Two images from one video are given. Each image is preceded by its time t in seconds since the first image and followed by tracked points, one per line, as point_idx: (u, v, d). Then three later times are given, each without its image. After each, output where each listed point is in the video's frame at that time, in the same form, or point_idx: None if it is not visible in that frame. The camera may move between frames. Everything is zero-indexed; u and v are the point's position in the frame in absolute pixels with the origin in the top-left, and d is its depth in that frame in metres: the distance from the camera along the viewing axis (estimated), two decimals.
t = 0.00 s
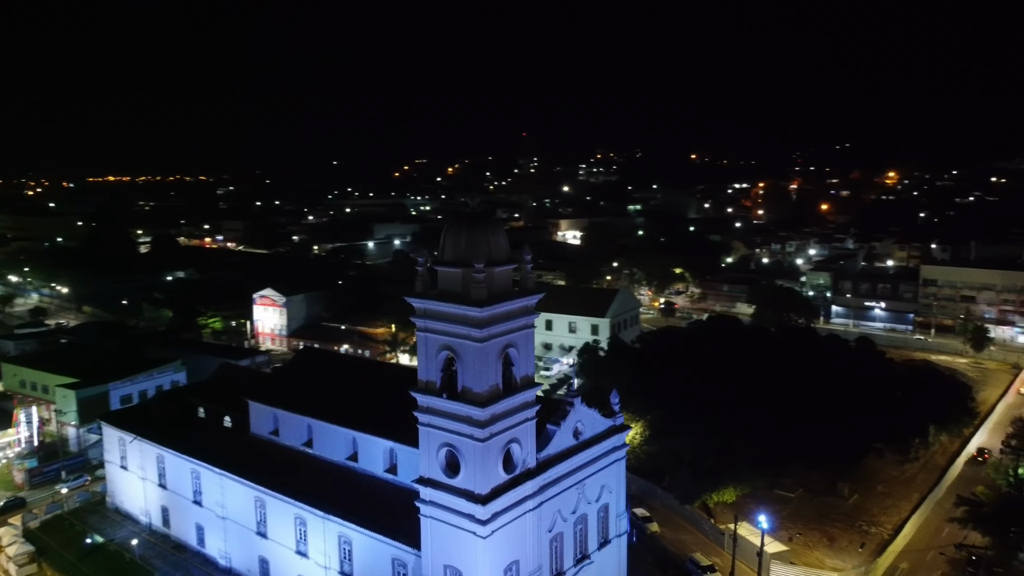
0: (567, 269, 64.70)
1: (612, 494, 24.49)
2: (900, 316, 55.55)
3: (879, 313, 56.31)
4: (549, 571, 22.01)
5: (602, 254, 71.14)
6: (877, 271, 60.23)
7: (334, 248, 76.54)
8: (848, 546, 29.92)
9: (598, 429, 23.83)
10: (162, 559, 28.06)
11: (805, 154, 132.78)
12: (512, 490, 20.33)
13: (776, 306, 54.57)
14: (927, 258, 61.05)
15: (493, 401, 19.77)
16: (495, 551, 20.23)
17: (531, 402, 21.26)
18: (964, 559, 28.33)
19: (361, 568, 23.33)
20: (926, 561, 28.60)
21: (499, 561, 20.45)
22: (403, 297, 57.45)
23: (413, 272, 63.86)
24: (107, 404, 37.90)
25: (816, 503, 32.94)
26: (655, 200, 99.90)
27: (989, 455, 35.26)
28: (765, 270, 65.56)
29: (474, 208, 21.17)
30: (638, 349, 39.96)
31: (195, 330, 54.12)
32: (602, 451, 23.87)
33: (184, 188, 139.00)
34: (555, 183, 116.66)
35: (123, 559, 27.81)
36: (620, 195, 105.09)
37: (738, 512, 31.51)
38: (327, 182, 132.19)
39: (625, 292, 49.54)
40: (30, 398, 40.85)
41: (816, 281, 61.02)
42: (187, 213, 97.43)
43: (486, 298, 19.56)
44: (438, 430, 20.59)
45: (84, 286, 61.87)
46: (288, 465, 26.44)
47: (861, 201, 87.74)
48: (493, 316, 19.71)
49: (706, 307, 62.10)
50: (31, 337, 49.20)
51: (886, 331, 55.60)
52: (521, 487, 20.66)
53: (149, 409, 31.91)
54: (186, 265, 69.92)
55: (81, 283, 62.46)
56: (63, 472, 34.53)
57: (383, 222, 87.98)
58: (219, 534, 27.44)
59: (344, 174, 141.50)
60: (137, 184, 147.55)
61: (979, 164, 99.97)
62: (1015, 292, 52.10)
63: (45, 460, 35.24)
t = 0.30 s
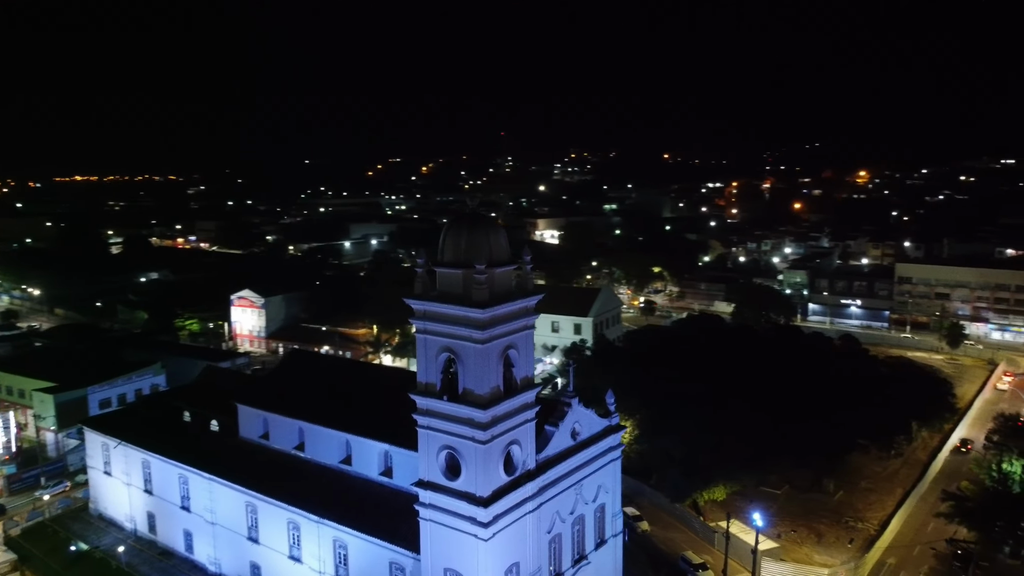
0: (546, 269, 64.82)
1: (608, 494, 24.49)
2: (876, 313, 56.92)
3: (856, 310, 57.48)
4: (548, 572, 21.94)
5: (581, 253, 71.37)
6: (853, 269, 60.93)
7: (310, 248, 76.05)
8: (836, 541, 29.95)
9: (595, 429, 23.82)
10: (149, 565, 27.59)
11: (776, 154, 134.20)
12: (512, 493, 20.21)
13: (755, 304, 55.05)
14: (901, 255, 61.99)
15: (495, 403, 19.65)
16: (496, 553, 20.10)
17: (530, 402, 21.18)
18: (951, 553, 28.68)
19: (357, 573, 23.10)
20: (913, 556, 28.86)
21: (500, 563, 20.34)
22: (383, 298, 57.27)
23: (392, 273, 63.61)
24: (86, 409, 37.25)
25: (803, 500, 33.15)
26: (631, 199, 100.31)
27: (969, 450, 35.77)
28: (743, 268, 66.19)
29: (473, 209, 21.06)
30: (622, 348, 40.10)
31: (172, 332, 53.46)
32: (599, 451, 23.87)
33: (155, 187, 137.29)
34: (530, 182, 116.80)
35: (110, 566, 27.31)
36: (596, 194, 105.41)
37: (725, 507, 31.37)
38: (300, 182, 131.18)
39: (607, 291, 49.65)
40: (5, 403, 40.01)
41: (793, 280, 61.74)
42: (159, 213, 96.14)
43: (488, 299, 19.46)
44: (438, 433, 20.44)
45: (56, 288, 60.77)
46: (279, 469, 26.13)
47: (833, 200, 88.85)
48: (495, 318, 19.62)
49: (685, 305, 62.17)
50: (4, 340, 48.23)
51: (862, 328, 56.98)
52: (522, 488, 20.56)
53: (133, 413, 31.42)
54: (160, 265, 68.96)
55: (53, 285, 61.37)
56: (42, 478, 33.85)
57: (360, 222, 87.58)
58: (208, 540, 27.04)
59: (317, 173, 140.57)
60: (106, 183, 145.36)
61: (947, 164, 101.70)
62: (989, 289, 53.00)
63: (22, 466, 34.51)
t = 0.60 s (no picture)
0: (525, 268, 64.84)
1: (604, 494, 24.50)
2: (851, 310, 57.49)
3: (832, 308, 58.08)
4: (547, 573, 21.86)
5: (559, 251, 71.47)
6: (828, 267, 61.55)
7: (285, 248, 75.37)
8: (824, 537, 29.92)
9: (591, 429, 23.82)
10: (136, 573, 27.09)
11: (746, 153, 135.50)
12: (513, 495, 20.09)
13: (733, 302, 55.47)
14: (874, 253, 62.89)
15: (496, 405, 19.52)
16: (497, 556, 19.97)
17: (530, 404, 21.09)
18: (938, 547, 28.88)
19: None
20: (900, 551, 29.17)
21: (501, 566, 20.21)
22: (363, 298, 56.92)
23: (371, 274, 63.18)
24: (63, 415, 36.48)
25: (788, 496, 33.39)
26: (606, 198, 100.62)
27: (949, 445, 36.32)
28: (719, 267, 66.72)
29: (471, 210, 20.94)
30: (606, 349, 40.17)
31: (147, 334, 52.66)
32: (595, 452, 23.87)
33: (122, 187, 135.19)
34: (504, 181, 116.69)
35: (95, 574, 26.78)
36: (572, 193, 105.60)
37: (714, 506, 31.41)
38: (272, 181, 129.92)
39: (589, 291, 49.65)
40: None
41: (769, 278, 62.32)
42: (129, 213, 94.60)
43: (489, 300, 19.34)
44: (438, 435, 20.26)
45: (26, 290, 59.53)
46: (270, 473, 25.80)
47: (806, 199, 89.84)
48: (496, 319, 19.50)
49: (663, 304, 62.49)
50: None
51: (838, 325, 57.41)
52: (522, 490, 20.46)
53: (116, 418, 30.86)
54: (133, 267, 67.86)
55: (23, 287, 60.12)
56: (20, 485, 33.09)
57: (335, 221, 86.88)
58: (196, 546, 26.62)
59: (289, 173, 139.38)
60: (72, 183, 142.79)
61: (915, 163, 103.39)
62: (962, 287, 54.02)
63: None
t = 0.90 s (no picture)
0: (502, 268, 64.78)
1: (600, 495, 24.50)
2: (827, 308, 58.13)
3: (807, 306, 58.64)
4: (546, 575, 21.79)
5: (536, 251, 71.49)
6: (802, 266, 62.14)
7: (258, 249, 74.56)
8: (811, 534, 30.12)
9: (587, 430, 23.78)
10: None
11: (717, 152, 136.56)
12: (514, 497, 19.98)
13: (712, 301, 55.83)
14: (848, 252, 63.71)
15: (497, 407, 19.39)
16: (498, 559, 19.84)
17: (529, 405, 20.99)
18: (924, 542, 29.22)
19: None
20: (886, 546, 29.46)
21: (502, 569, 20.09)
22: (341, 300, 56.43)
23: (347, 275, 62.66)
24: (39, 421, 35.64)
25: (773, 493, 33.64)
26: (580, 197, 100.89)
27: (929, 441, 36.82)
28: (695, 266, 67.17)
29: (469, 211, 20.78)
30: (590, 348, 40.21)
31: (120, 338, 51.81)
32: (591, 452, 23.84)
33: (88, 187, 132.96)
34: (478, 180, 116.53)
35: None
36: (546, 193, 105.69)
37: (701, 505, 31.53)
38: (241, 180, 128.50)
39: (571, 290, 49.59)
40: None
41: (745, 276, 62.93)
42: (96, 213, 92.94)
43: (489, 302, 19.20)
44: (437, 439, 20.06)
45: None
46: (261, 478, 25.43)
47: (777, 198, 90.79)
48: (497, 320, 19.37)
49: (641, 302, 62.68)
50: None
51: (813, 324, 58.15)
52: (523, 492, 20.35)
53: (97, 423, 30.22)
54: (103, 268, 66.68)
55: None
56: None
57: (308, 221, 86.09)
58: (185, 553, 26.16)
59: (259, 172, 138.00)
60: (37, 183, 140.15)
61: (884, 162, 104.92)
62: (935, 284, 54.89)
63: None
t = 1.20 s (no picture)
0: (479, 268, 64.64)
1: (595, 495, 24.50)
2: (802, 306, 58.53)
3: (782, 304, 59.19)
4: None
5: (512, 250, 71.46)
6: (777, 263, 62.77)
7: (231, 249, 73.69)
8: (798, 530, 30.25)
9: (582, 431, 23.75)
10: None
11: (687, 151, 137.54)
12: (514, 499, 19.86)
13: (689, 300, 56.20)
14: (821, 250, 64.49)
15: (498, 409, 19.26)
16: (498, 561, 19.71)
17: (528, 407, 20.90)
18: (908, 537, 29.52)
19: None
20: (871, 541, 29.73)
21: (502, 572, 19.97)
22: (318, 301, 55.89)
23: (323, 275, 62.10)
24: (14, 426, 34.84)
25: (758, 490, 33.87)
26: (554, 196, 101.06)
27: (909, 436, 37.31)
28: (671, 264, 67.58)
29: (467, 212, 20.62)
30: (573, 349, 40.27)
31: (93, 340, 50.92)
32: (587, 452, 23.81)
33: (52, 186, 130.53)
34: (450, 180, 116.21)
35: None
36: (519, 192, 105.67)
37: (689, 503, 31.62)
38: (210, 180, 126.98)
39: (553, 289, 49.65)
40: None
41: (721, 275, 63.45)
42: (62, 213, 91.20)
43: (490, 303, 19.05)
44: (437, 441, 19.85)
45: None
46: (251, 483, 25.06)
47: (749, 197, 91.71)
48: (497, 321, 19.24)
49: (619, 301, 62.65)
50: None
51: (788, 321, 58.52)
52: (523, 494, 20.24)
53: (78, 429, 29.59)
54: (72, 270, 65.46)
55: None
56: None
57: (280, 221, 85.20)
58: (172, 561, 25.70)
59: (228, 171, 136.45)
60: None
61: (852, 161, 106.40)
62: (908, 281, 55.51)
63: None
